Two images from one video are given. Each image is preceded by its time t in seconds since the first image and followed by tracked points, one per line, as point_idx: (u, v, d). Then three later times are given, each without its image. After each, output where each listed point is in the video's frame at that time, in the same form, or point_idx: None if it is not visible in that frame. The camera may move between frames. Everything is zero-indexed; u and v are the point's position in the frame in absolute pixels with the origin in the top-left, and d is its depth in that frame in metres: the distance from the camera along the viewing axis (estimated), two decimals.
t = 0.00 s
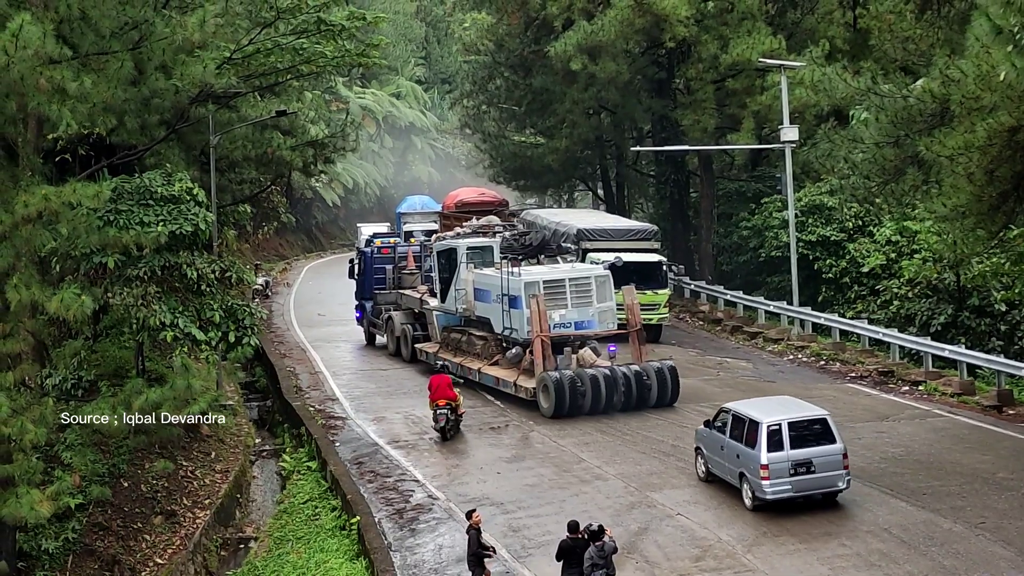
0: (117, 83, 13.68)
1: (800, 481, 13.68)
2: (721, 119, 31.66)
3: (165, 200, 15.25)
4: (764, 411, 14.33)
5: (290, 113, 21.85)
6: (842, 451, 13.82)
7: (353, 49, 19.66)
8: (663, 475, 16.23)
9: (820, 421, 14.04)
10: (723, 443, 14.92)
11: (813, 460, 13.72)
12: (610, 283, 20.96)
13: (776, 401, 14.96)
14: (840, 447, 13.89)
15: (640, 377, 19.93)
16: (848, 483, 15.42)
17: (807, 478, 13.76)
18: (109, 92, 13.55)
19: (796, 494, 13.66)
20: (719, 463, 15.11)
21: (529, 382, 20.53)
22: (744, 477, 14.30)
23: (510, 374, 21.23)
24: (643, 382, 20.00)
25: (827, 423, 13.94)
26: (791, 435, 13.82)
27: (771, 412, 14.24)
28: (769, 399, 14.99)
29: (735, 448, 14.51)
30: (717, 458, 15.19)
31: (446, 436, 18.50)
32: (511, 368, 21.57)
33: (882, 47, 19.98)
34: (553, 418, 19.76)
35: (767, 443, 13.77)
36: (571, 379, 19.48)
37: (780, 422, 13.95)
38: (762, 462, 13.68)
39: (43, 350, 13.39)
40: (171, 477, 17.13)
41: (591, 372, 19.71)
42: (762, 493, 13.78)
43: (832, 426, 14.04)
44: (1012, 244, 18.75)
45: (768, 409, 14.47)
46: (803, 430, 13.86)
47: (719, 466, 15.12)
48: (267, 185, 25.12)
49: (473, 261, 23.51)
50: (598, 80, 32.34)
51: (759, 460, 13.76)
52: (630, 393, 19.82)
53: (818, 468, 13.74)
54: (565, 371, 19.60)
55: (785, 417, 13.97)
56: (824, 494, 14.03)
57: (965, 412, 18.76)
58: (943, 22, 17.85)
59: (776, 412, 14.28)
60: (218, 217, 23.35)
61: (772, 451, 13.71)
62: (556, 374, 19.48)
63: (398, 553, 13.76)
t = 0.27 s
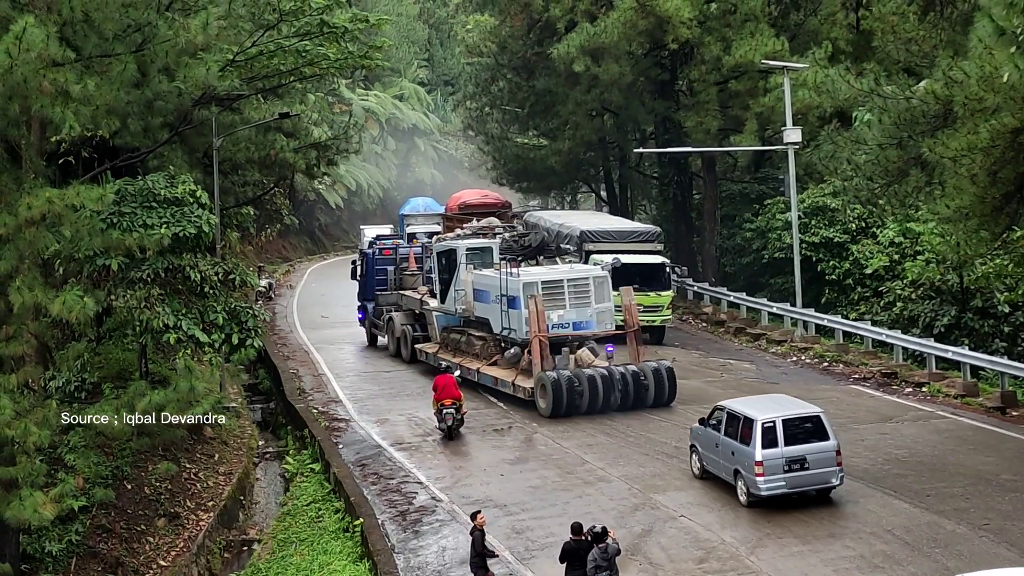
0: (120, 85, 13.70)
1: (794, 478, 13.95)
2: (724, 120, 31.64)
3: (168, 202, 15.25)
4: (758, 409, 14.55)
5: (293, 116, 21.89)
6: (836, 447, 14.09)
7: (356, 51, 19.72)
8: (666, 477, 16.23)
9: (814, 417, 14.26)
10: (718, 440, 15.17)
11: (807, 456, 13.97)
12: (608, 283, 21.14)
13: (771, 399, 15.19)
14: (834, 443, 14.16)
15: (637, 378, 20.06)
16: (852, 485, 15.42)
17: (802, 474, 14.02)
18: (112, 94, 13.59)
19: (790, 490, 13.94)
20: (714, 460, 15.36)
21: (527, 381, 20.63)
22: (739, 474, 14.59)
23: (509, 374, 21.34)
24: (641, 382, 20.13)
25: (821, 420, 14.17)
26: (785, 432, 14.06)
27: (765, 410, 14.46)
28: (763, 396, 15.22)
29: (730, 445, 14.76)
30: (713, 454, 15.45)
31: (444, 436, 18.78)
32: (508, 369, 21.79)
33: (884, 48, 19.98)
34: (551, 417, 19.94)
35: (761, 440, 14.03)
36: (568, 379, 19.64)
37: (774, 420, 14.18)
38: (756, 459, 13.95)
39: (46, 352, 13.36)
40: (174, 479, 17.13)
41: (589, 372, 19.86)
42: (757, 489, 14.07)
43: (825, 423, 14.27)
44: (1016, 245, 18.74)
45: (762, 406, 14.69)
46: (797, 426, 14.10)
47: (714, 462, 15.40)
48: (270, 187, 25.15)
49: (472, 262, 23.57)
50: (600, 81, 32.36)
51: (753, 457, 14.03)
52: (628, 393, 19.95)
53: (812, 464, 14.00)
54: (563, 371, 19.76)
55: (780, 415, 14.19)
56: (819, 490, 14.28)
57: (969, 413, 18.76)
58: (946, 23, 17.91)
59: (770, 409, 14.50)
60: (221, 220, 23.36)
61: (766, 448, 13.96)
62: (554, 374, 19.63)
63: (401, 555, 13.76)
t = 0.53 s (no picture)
0: (122, 87, 13.70)
1: (788, 474, 14.11)
2: (727, 122, 31.64)
3: (171, 205, 15.22)
4: (753, 407, 14.70)
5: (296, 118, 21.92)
6: (829, 444, 14.29)
7: (359, 53, 19.77)
8: (669, 479, 16.23)
9: (809, 416, 14.43)
10: (713, 438, 15.33)
11: (801, 454, 14.14)
12: (605, 284, 21.34)
13: (766, 398, 15.34)
14: (828, 441, 14.34)
15: (633, 378, 20.19)
16: (854, 487, 15.40)
17: (797, 471, 14.19)
18: (114, 97, 13.58)
19: (784, 487, 14.09)
20: (709, 458, 15.54)
21: (524, 381, 20.72)
22: (734, 471, 14.75)
23: (506, 374, 21.45)
24: (637, 382, 20.27)
25: (815, 418, 14.37)
26: (781, 430, 14.22)
27: (760, 408, 14.62)
28: (757, 395, 15.39)
29: (724, 443, 14.93)
30: (708, 452, 15.61)
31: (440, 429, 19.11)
32: (507, 369, 21.85)
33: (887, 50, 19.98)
34: (547, 416, 20.06)
35: (756, 437, 14.18)
36: (565, 379, 19.75)
37: (769, 417, 14.33)
38: (751, 456, 14.11)
39: (49, 354, 13.35)
40: (177, 481, 17.12)
41: (585, 372, 19.99)
42: (751, 485, 14.22)
43: (821, 421, 14.44)
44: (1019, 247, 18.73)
45: (757, 404, 14.85)
46: (793, 424, 14.26)
47: (709, 461, 15.58)
48: (273, 190, 25.19)
49: (471, 262, 23.66)
50: (603, 83, 32.38)
51: (748, 453, 14.19)
52: (624, 392, 20.08)
53: (806, 461, 14.18)
54: (560, 372, 19.87)
55: (774, 413, 14.38)
56: (812, 487, 14.47)
57: (971, 414, 18.76)
58: (949, 25, 18.22)
59: (766, 408, 14.65)
60: (225, 222, 23.43)
61: (761, 445, 14.12)
62: (551, 374, 19.76)
63: (404, 557, 13.75)
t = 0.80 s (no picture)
0: (125, 89, 13.70)
1: (784, 473, 14.26)
2: (729, 123, 31.65)
3: (173, 207, 15.18)
4: (750, 405, 14.89)
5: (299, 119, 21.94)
6: (825, 442, 14.47)
7: (361, 54, 19.79)
8: (672, 481, 16.22)
9: (805, 414, 14.62)
10: (709, 436, 15.50)
11: (797, 452, 14.31)
12: (602, 284, 21.46)
13: (761, 397, 15.56)
14: (823, 440, 14.52)
15: (629, 377, 20.39)
16: (857, 488, 15.40)
17: (793, 469, 14.34)
18: (116, 99, 13.54)
19: (780, 485, 14.24)
20: (706, 456, 15.70)
21: (521, 381, 20.82)
22: (730, 468, 14.92)
23: (504, 373, 21.55)
24: (633, 381, 20.47)
25: (810, 417, 14.53)
26: (777, 428, 14.39)
27: (756, 407, 14.80)
28: (754, 394, 15.60)
29: (721, 441, 15.09)
30: (705, 451, 15.77)
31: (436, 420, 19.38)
32: (503, 369, 21.95)
33: (889, 51, 19.97)
34: (544, 415, 20.26)
35: (753, 435, 14.36)
36: (562, 379, 19.95)
37: (765, 416, 14.53)
38: (747, 454, 14.28)
39: (51, 356, 13.35)
40: (180, 483, 17.13)
41: (582, 371, 20.18)
42: (748, 484, 14.37)
43: (816, 420, 14.62)
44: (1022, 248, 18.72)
45: (754, 403, 15.04)
46: (788, 422, 14.46)
47: (705, 458, 15.78)
48: (275, 191, 25.21)
49: (470, 263, 23.61)
50: (605, 84, 32.37)
51: (745, 451, 14.36)
52: (620, 391, 20.29)
53: (802, 460, 14.34)
54: (557, 371, 20.07)
55: (770, 411, 14.54)
56: (807, 485, 14.64)
57: (974, 415, 18.76)
58: (951, 26, 18.30)
59: (761, 406, 14.85)
60: (227, 224, 23.46)
61: (757, 443, 14.29)
62: (548, 373, 19.94)
63: (407, 558, 13.74)
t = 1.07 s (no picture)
0: (127, 89, 13.69)
1: (779, 469, 14.50)
2: (731, 123, 31.65)
3: (175, 207, 15.17)
4: (746, 402, 15.10)
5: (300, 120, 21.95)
6: (819, 439, 14.72)
7: (363, 55, 19.80)
8: (674, 481, 16.22)
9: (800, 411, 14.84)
10: (704, 432, 15.70)
11: (792, 448, 14.54)
12: (600, 283, 21.49)
13: (756, 393, 15.78)
14: (818, 436, 14.75)
15: (626, 375, 20.59)
16: (859, 488, 15.39)
17: (787, 464, 14.58)
18: (118, 100, 13.50)
19: (775, 481, 14.49)
20: (701, 452, 15.86)
21: (518, 378, 20.88)
22: (725, 465, 15.08)
23: (501, 371, 21.61)
24: (629, 379, 20.65)
25: (803, 414, 14.75)
26: (773, 425, 14.59)
27: (751, 404, 15.01)
28: (750, 391, 15.81)
29: (716, 438, 15.26)
30: (700, 447, 15.95)
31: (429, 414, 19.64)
32: (501, 367, 21.93)
33: (892, 51, 19.96)
34: (540, 413, 20.38)
35: (749, 430, 14.54)
36: (559, 376, 20.15)
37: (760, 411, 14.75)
38: (743, 450, 14.47)
39: (54, 356, 13.33)
40: (182, 483, 17.13)
41: (578, 369, 20.38)
42: (743, 479, 14.58)
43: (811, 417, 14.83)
44: None
45: (750, 400, 15.27)
46: (784, 418, 14.66)
47: (698, 455, 16.02)
48: (277, 191, 25.23)
49: (469, 263, 23.55)
50: (607, 85, 32.36)
51: (741, 447, 14.55)
52: (616, 389, 20.47)
53: (797, 456, 14.57)
54: (554, 369, 20.27)
55: (766, 408, 14.71)
56: (802, 480, 14.88)
57: (976, 416, 18.76)
58: (953, 26, 18.06)
59: (756, 403, 15.06)
60: (229, 224, 23.48)
61: (753, 439, 14.48)
62: (545, 371, 20.10)
63: (409, 558, 13.74)
